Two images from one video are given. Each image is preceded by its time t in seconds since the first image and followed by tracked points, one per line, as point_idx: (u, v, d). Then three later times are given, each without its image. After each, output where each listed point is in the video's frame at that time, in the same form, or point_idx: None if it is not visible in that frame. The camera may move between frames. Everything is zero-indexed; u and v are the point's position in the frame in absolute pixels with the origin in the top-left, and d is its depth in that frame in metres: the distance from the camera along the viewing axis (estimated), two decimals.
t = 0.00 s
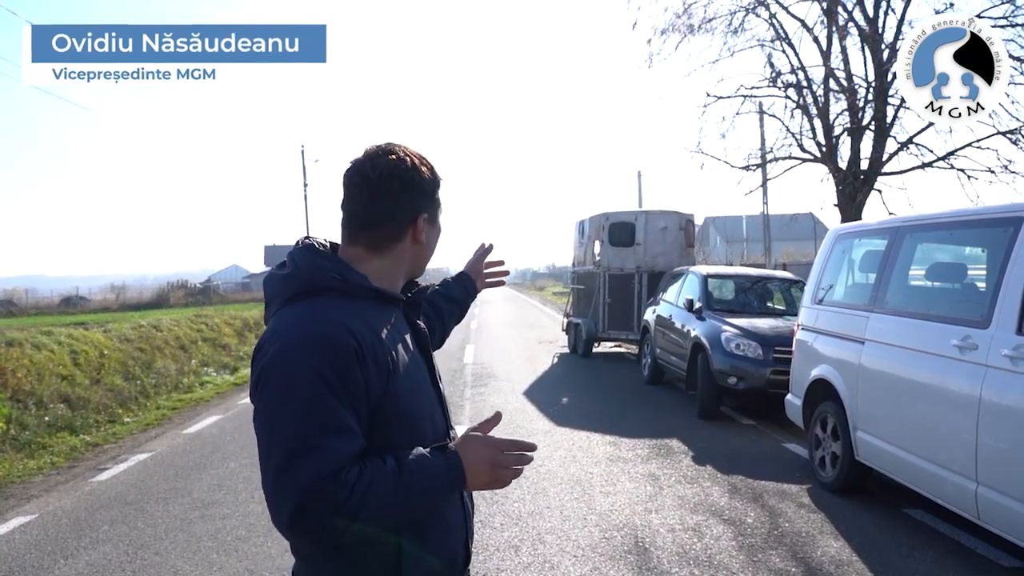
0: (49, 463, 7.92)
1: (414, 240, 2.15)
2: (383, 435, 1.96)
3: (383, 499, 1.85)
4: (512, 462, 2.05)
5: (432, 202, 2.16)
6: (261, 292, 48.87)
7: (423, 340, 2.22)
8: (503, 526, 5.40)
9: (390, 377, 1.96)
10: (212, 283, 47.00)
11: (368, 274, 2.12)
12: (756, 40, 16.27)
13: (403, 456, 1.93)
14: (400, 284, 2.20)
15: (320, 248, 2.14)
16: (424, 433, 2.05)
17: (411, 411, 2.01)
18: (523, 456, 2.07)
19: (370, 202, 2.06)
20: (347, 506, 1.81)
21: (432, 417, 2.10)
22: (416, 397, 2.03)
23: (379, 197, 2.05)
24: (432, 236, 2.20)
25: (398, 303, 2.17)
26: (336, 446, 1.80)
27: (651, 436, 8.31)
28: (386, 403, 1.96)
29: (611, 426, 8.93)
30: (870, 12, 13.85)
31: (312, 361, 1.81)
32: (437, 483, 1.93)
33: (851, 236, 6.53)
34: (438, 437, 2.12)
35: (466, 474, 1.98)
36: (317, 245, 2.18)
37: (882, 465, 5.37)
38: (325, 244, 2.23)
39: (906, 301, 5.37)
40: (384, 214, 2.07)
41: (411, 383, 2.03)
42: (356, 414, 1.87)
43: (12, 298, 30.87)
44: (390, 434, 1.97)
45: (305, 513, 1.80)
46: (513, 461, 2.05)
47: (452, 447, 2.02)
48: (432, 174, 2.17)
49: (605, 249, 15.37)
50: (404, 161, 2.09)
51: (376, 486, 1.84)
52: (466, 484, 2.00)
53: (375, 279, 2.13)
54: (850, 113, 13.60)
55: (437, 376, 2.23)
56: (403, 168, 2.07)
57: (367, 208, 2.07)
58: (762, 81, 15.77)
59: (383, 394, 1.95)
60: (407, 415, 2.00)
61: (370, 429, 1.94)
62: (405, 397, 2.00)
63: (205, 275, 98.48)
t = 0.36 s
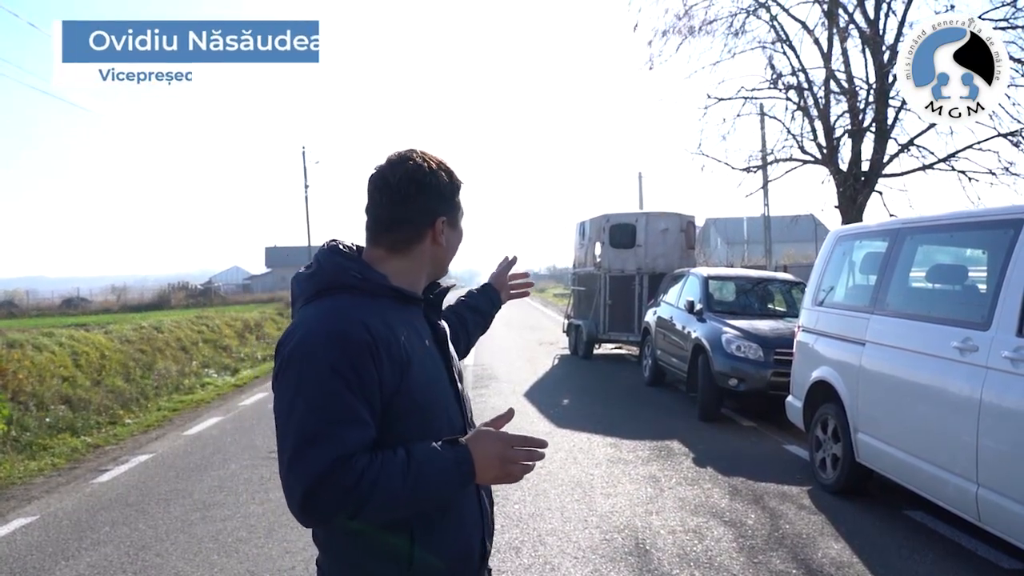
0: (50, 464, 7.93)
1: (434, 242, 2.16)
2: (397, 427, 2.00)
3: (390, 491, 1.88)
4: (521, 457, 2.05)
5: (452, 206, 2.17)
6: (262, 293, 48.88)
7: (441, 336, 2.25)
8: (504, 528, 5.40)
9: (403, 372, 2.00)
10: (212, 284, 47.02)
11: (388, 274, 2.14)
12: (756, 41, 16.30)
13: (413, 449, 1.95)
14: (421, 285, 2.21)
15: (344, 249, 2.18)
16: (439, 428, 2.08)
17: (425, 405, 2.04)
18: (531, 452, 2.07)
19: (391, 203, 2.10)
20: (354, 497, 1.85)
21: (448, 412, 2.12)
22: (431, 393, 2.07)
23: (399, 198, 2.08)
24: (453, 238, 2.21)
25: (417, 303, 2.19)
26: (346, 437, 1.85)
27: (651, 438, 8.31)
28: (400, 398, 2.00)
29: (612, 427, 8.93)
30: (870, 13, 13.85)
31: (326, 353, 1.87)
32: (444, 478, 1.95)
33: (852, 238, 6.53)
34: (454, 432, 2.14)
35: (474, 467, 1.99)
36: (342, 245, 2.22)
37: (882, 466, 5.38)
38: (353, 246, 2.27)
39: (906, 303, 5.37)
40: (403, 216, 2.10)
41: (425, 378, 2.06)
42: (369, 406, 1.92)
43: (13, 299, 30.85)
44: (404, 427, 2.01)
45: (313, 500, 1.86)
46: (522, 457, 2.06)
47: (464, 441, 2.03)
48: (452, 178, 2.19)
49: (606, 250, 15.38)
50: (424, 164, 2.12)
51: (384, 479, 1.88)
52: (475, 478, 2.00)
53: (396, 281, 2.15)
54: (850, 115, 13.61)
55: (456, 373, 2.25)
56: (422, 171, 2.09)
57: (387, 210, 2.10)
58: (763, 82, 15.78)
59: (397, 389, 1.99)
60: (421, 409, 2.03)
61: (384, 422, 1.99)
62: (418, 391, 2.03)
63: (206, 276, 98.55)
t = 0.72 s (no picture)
0: (49, 462, 7.94)
1: (454, 241, 2.17)
2: (416, 421, 2.03)
3: (406, 485, 1.91)
4: (534, 453, 2.06)
5: (472, 207, 2.18)
6: (260, 292, 48.88)
7: (463, 328, 2.24)
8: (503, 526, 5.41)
9: (422, 368, 2.02)
10: (210, 283, 47.01)
11: (408, 273, 2.16)
12: (755, 40, 16.31)
13: (430, 444, 1.98)
14: (441, 284, 2.22)
15: (368, 249, 2.20)
16: (457, 422, 2.09)
17: (443, 399, 2.06)
18: (545, 450, 2.08)
19: (412, 203, 2.11)
20: (369, 490, 1.90)
21: (467, 407, 2.12)
22: (449, 388, 2.08)
23: (421, 198, 2.10)
24: (472, 238, 2.20)
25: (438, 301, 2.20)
26: (362, 433, 1.89)
27: (650, 436, 8.31)
28: (418, 392, 2.02)
29: (611, 425, 8.94)
30: (870, 12, 13.86)
31: (342, 351, 1.91)
32: (459, 474, 1.97)
33: (850, 236, 6.54)
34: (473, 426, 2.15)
35: (489, 463, 2.01)
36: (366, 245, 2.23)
37: (880, 465, 5.39)
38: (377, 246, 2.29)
39: (905, 301, 5.39)
40: (421, 215, 2.12)
41: (445, 374, 2.08)
42: (388, 400, 1.95)
43: (12, 297, 30.77)
44: (423, 422, 2.04)
45: (331, 492, 1.91)
46: (535, 453, 2.06)
47: (481, 435, 2.05)
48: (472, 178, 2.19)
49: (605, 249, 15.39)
50: (445, 165, 2.13)
51: (400, 471, 1.91)
52: (488, 473, 2.02)
53: (417, 280, 2.17)
54: (849, 113, 13.62)
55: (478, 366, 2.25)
56: (442, 172, 2.11)
57: (408, 210, 2.12)
58: (762, 80, 15.78)
59: (415, 385, 2.01)
60: (439, 404, 2.05)
61: (404, 416, 2.01)
62: (436, 387, 2.05)
63: (204, 275, 98.52)
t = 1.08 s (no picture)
0: (43, 461, 7.92)
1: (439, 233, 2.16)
2: (428, 415, 2.04)
3: (419, 478, 1.91)
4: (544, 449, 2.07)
5: (460, 200, 2.14)
6: (255, 290, 48.82)
7: (472, 324, 2.25)
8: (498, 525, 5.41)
9: (434, 364, 2.03)
10: (205, 281, 46.94)
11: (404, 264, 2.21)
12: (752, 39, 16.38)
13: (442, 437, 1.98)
14: (441, 278, 2.22)
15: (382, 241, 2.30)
16: (466, 417, 2.10)
17: (453, 394, 2.07)
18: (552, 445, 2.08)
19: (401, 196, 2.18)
20: (381, 483, 1.90)
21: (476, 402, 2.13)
22: (459, 384, 2.08)
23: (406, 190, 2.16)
24: (478, 237, 2.19)
25: (449, 299, 2.20)
26: (375, 427, 1.89)
27: (646, 435, 8.32)
28: (429, 387, 2.03)
29: (606, 424, 8.96)
30: (865, 12, 13.88)
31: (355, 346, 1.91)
32: (469, 468, 1.97)
33: (845, 235, 6.55)
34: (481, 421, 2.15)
35: (498, 456, 2.01)
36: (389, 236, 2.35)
37: (876, 464, 5.40)
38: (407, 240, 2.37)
39: (899, 300, 5.41)
40: (425, 213, 2.14)
41: (456, 369, 2.09)
42: (403, 394, 1.96)
43: (5, 296, 30.68)
44: (434, 417, 2.05)
45: (345, 484, 1.91)
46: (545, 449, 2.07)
47: (490, 431, 2.05)
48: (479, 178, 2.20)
49: (600, 247, 15.40)
50: (431, 160, 2.15)
51: (413, 464, 1.91)
52: (498, 468, 2.02)
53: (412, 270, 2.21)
54: (845, 113, 13.65)
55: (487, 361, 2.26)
56: (423, 165, 2.14)
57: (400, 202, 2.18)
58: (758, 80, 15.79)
59: (426, 381, 2.02)
60: (450, 399, 2.06)
61: (415, 410, 2.02)
62: (448, 382, 2.06)
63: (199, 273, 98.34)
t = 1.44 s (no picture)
0: (40, 459, 7.91)
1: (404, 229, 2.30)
2: (401, 400, 2.04)
3: (370, 455, 1.85)
4: (501, 450, 1.84)
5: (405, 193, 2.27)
6: (252, 287, 48.76)
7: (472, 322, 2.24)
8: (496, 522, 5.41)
9: (409, 349, 2.04)
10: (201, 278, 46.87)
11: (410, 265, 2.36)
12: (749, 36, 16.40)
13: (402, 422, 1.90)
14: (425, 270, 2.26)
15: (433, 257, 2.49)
16: (445, 408, 2.07)
17: (428, 382, 2.06)
18: (515, 446, 1.85)
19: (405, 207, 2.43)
20: (333, 458, 1.86)
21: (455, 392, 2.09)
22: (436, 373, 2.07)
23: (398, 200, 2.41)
24: (419, 224, 2.22)
25: (450, 297, 2.22)
26: (334, 400, 1.90)
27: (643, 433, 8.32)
28: (403, 372, 2.04)
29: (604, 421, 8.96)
30: (863, 10, 13.89)
31: (328, 323, 1.97)
32: (421, 456, 1.85)
33: (842, 233, 6.56)
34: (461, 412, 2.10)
35: (454, 451, 1.85)
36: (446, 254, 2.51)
37: (873, 461, 5.39)
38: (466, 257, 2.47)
39: (896, 298, 5.41)
40: (397, 211, 2.32)
41: (434, 356, 2.08)
42: (370, 375, 1.97)
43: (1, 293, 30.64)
44: (408, 402, 2.04)
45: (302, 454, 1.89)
46: (503, 450, 1.84)
47: (456, 426, 1.90)
48: (433, 171, 2.24)
49: (598, 245, 15.40)
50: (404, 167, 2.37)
51: (367, 440, 1.86)
52: (453, 466, 1.87)
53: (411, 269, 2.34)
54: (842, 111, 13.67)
55: (484, 361, 2.22)
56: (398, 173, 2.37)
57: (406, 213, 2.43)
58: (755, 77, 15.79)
59: (398, 365, 2.03)
60: (424, 386, 2.05)
61: (387, 394, 2.03)
62: (421, 368, 2.05)
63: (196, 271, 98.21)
